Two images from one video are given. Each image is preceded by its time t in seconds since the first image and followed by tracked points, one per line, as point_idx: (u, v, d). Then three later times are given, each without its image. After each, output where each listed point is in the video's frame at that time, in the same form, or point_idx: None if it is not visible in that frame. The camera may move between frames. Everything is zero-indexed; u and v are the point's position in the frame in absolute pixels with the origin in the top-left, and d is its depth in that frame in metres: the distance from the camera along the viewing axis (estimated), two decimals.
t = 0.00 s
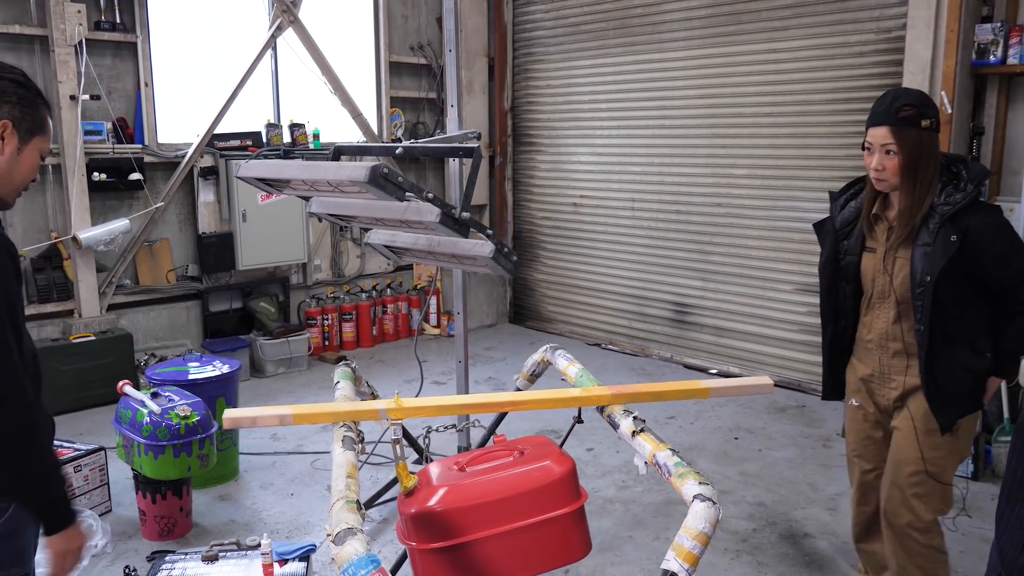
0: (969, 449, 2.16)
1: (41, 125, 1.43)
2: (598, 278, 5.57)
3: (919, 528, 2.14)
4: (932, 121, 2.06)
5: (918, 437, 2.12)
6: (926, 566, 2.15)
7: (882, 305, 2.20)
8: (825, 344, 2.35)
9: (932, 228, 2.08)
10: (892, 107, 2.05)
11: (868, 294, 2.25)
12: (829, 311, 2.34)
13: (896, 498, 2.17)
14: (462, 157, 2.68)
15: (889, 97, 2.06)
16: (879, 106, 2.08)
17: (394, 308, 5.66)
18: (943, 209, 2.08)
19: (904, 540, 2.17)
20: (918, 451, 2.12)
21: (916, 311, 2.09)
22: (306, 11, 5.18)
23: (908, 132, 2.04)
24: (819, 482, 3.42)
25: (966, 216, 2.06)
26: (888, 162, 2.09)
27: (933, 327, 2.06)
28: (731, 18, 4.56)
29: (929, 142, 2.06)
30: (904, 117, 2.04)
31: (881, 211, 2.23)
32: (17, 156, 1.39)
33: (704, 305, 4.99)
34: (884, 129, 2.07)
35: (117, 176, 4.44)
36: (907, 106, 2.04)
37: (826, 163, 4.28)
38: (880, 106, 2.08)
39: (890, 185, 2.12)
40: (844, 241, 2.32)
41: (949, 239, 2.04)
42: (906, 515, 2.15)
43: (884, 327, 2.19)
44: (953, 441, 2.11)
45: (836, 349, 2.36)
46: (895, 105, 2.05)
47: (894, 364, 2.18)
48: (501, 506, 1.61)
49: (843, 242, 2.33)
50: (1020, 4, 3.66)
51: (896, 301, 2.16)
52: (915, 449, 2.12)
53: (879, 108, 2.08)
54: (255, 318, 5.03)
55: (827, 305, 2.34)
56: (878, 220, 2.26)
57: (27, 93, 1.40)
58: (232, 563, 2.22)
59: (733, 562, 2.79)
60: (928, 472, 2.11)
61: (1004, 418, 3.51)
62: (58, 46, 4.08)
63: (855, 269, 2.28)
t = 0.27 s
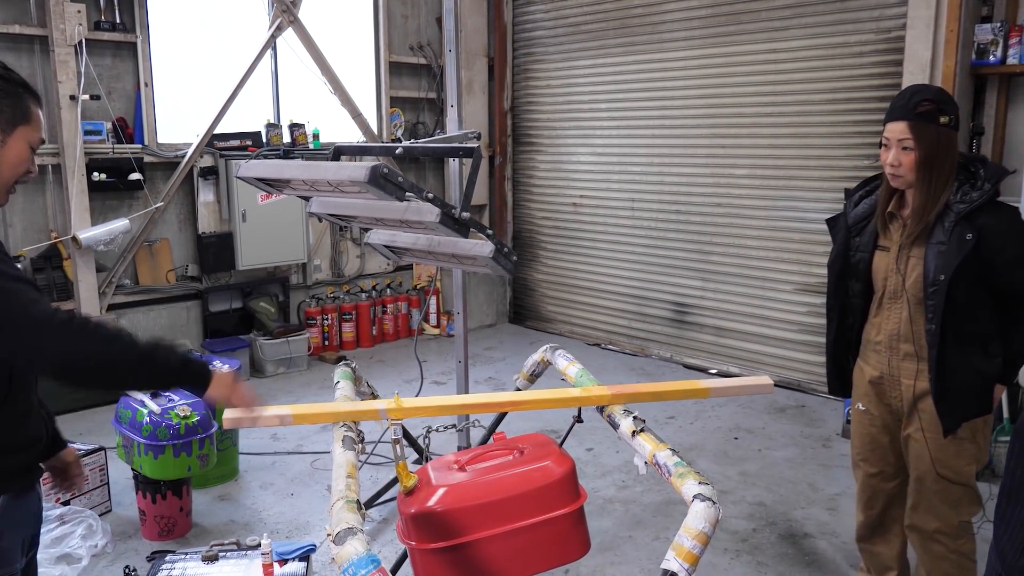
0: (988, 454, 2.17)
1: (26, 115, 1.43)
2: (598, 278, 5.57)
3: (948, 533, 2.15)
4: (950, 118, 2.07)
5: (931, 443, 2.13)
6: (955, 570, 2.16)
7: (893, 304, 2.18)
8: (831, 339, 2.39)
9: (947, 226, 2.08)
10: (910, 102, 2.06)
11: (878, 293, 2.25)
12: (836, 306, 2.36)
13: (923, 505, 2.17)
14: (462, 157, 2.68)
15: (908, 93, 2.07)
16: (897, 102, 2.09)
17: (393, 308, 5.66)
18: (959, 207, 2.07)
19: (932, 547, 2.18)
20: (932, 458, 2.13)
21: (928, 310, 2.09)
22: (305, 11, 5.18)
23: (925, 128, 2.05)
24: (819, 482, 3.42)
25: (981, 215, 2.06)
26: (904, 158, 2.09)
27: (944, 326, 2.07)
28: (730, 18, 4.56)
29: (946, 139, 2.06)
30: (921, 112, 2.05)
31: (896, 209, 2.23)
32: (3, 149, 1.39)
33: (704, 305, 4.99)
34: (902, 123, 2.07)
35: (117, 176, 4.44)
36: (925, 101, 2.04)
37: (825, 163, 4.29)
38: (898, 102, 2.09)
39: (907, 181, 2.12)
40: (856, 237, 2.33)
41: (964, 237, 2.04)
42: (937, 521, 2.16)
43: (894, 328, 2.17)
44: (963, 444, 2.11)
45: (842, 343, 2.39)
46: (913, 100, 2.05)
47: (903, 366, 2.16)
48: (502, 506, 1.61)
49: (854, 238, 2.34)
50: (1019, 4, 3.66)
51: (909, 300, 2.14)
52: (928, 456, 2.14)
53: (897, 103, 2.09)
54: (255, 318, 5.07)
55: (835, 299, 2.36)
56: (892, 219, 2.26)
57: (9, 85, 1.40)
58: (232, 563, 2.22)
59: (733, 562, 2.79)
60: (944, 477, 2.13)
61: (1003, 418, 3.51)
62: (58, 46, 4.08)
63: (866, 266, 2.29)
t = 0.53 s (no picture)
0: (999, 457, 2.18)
1: None
2: (598, 278, 5.57)
3: (961, 536, 2.19)
4: (965, 120, 2.07)
5: (941, 450, 2.14)
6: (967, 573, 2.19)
7: (900, 308, 2.19)
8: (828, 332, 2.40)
9: (960, 228, 2.08)
10: (925, 102, 2.07)
11: (886, 295, 2.25)
12: (836, 301, 2.37)
13: (936, 510, 2.20)
14: (463, 157, 2.68)
15: (923, 93, 2.08)
16: (912, 101, 2.10)
17: (393, 307, 5.66)
18: (973, 210, 2.07)
19: (944, 551, 2.22)
20: (943, 466, 2.15)
21: (940, 313, 2.08)
22: (305, 11, 5.18)
23: (939, 129, 2.06)
24: (819, 482, 3.43)
25: (996, 218, 2.06)
26: (917, 159, 2.10)
27: (957, 329, 2.06)
28: (730, 18, 4.56)
29: (960, 140, 2.07)
30: (937, 113, 2.06)
31: (908, 211, 2.23)
32: None
33: (703, 305, 4.99)
34: (917, 123, 2.08)
35: (116, 176, 4.44)
36: (940, 101, 2.06)
37: (824, 163, 4.29)
38: (913, 101, 2.10)
39: (919, 182, 2.12)
40: (862, 231, 2.33)
41: (978, 240, 2.03)
42: (949, 526, 2.19)
43: (900, 332, 2.18)
44: (975, 449, 2.12)
45: (838, 337, 2.41)
46: (929, 100, 2.06)
47: (908, 372, 2.17)
48: (503, 506, 1.61)
49: (861, 233, 2.33)
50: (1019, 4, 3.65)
51: (917, 303, 2.16)
52: (938, 463, 2.15)
53: (913, 103, 2.10)
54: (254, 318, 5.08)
55: (834, 294, 2.37)
56: (903, 220, 2.25)
57: None
58: (232, 563, 2.22)
59: (733, 562, 2.79)
60: (955, 483, 2.15)
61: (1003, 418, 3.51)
62: (58, 46, 4.08)
63: (873, 263, 2.28)
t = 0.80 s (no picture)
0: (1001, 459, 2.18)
1: None
2: (599, 278, 5.57)
3: (962, 537, 2.19)
4: (971, 120, 2.07)
5: (942, 452, 2.14)
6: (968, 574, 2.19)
7: (903, 310, 2.20)
8: (832, 336, 2.38)
9: (965, 229, 2.07)
10: (931, 101, 2.07)
11: (888, 297, 2.25)
12: (839, 302, 2.36)
13: (937, 511, 2.20)
14: (462, 157, 2.68)
15: (930, 92, 2.09)
16: (919, 100, 2.10)
17: (393, 307, 5.66)
18: (978, 210, 2.07)
19: (945, 552, 2.22)
20: (944, 468, 2.15)
21: (942, 314, 2.08)
22: (304, 11, 5.18)
23: (944, 127, 2.06)
24: (818, 482, 3.43)
25: (1000, 219, 2.05)
26: (922, 158, 2.10)
27: (959, 331, 2.06)
28: (730, 18, 4.56)
29: (966, 140, 2.07)
30: (943, 111, 2.06)
31: (912, 212, 2.23)
32: None
33: (703, 305, 4.99)
34: (922, 122, 2.08)
35: (116, 176, 4.44)
36: (946, 100, 2.06)
37: (824, 163, 4.29)
38: (919, 101, 2.10)
39: (923, 181, 2.12)
40: (866, 232, 2.33)
41: (982, 240, 2.04)
42: (950, 528, 2.20)
43: (902, 335, 2.19)
44: (976, 452, 2.12)
45: (843, 342, 2.40)
46: (935, 99, 2.07)
47: (910, 374, 2.17)
48: (503, 506, 1.61)
49: (865, 233, 2.33)
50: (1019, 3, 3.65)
51: (919, 305, 2.16)
52: (939, 465, 2.15)
53: (919, 102, 2.10)
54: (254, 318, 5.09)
55: (837, 296, 2.36)
56: (907, 222, 2.26)
57: None
58: (232, 563, 2.22)
59: (733, 562, 2.80)
60: (955, 486, 2.15)
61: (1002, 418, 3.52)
62: (58, 46, 4.08)
63: (875, 264, 2.29)
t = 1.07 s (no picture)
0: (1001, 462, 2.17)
1: None
2: (599, 278, 5.57)
3: (962, 538, 2.19)
4: (973, 119, 2.07)
5: (942, 453, 2.14)
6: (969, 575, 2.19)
7: (902, 311, 2.19)
8: (837, 340, 2.38)
9: (964, 230, 2.07)
10: (932, 101, 2.07)
11: (888, 298, 2.25)
12: (841, 307, 2.37)
13: (937, 512, 2.20)
14: (462, 157, 2.68)
15: (931, 91, 2.09)
16: (920, 100, 2.10)
17: (392, 307, 5.66)
18: (977, 211, 2.06)
19: (945, 553, 2.22)
20: (943, 470, 2.15)
21: (940, 315, 2.08)
22: (304, 12, 5.18)
23: (946, 127, 2.05)
24: (818, 482, 3.42)
25: (1001, 221, 2.04)
26: (923, 157, 2.10)
27: (955, 332, 2.06)
28: (729, 18, 4.56)
29: (967, 140, 2.06)
30: (944, 111, 2.06)
31: (912, 213, 2.23)
32: None
33: (703, 306, 4.99)
34: (923, 122, 2.08)
35: (116, 176, 4.44)
36: (947, 100, 2.05)
37: (823, 162, 4.29)
38: (920, 100, 2.10)
39: (924, 181, 2.12)
40: (868, 235, 2.34)
41: (981, 242, 2.03)
42: (950, 528, 2.19)
43: (901, 336, 2.19)
44: (973, 454, 2.12)
45: (847, 348, 2.39)
46: (936, 98, 2.07)
47: (909, 375, 2.17)
48: (502, 506, 1.61)
49: (866, 236, 2.34)
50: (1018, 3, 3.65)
51: (918, 305, 2.16)
52: (938, 466, 2.15)
53: (920, 101, 2.10)
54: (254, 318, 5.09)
55: (840, 300, 2.37)
56: (908, 223, 2.26)
57: None
58: (231, 563, 2.22)
59: (732, 562, 2.79)
60: (955, 486, 2.15)
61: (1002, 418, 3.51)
62: (58, 46, 4.08)
63: (876, 266, 2.29)
